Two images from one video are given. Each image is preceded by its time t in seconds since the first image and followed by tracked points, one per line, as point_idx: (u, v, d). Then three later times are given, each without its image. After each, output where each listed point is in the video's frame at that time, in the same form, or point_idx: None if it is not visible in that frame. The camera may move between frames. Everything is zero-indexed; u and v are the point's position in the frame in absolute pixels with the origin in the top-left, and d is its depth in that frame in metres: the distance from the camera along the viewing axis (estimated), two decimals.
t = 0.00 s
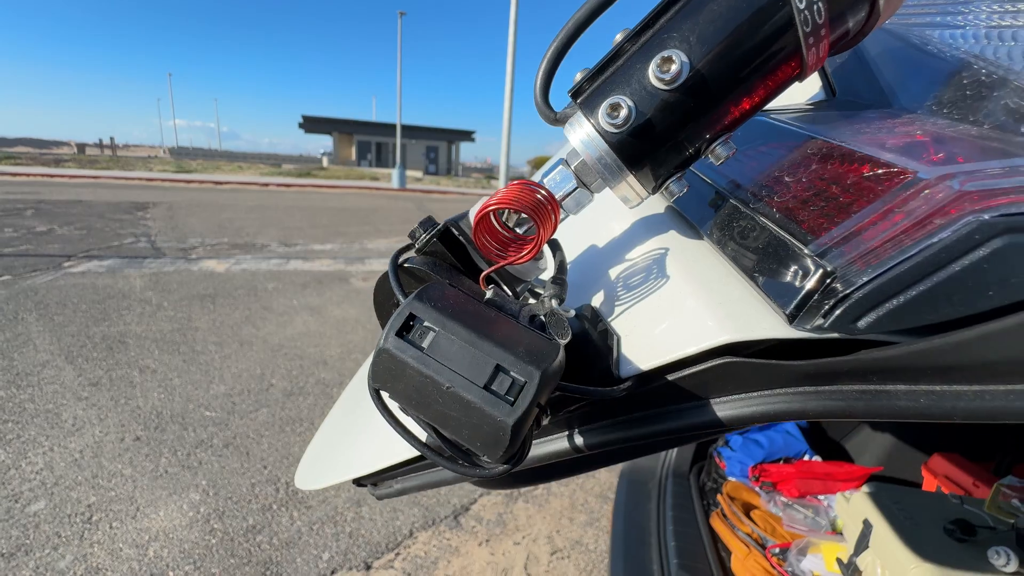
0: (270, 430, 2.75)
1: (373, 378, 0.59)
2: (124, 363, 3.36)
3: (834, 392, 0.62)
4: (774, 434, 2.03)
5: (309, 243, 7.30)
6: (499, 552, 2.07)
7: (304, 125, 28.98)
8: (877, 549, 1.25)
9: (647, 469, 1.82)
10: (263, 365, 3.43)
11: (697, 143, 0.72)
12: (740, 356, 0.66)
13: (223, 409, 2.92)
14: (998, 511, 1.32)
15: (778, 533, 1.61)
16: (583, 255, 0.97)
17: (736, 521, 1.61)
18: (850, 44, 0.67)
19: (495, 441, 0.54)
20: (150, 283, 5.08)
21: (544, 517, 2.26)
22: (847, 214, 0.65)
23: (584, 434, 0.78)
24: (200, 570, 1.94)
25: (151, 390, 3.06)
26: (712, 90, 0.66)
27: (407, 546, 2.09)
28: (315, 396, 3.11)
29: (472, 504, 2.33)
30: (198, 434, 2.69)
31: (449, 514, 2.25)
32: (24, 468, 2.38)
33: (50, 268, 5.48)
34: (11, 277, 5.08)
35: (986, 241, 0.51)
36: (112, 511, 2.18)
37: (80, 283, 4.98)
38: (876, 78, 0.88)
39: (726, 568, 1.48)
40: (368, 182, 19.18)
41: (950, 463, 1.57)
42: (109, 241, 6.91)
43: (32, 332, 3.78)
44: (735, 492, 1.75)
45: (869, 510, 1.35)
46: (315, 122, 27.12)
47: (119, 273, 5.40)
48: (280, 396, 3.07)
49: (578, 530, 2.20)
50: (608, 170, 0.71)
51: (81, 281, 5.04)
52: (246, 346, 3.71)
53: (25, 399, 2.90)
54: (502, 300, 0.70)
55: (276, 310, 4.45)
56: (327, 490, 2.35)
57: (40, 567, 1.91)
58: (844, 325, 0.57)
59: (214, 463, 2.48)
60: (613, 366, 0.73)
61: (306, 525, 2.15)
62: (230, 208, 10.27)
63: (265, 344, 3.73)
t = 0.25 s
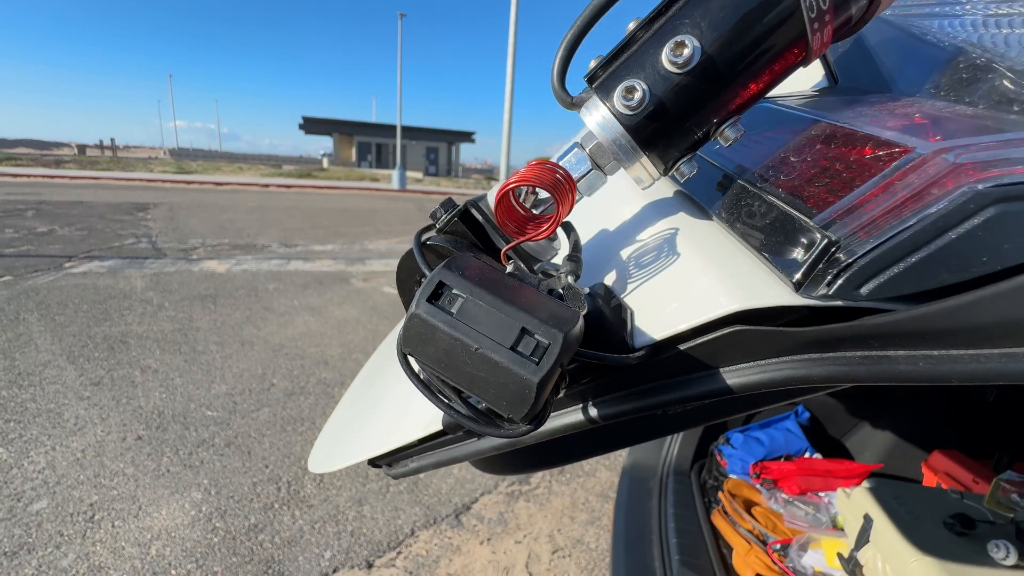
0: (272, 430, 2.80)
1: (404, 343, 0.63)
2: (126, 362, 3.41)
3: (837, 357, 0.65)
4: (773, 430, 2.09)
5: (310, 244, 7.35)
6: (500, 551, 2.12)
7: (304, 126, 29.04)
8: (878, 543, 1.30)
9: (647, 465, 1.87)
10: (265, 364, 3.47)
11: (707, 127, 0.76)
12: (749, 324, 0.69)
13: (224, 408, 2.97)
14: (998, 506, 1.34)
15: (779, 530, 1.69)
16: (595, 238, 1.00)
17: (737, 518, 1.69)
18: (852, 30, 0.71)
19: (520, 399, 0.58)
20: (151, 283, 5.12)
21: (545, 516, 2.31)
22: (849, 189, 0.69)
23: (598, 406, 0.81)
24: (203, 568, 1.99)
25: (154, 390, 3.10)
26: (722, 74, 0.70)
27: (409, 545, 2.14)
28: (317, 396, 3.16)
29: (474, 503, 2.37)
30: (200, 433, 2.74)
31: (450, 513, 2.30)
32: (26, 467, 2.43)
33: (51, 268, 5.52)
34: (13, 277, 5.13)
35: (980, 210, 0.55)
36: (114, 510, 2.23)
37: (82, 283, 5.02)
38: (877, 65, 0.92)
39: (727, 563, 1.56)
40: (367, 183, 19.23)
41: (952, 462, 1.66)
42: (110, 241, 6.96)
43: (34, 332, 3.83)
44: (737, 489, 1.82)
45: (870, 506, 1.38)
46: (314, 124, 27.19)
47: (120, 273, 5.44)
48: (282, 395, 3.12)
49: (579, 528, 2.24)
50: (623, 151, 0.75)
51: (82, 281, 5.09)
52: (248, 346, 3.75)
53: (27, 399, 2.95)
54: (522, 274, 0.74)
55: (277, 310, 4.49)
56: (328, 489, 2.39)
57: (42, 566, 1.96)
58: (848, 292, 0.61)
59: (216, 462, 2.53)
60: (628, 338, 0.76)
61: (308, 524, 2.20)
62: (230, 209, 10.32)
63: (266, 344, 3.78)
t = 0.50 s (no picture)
0: (272, 430, 2.81)
1: (417, 316, 0.64)
2: (126, 362, 3.42)
3: (840, 332, 0.67)
4: (774, 427, 2.08)
5: (310, 245, 7.36)
6: (501, 550, 2.13)
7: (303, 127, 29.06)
8: (877, 540, 1.31)
9: (648, 464, 1.88)
10: (265, 365, 3.48)
11: (710, 110, 0.77)
12: (754, 299, 0.71)
13: (224, 408, 2.98)
14: (998, 502, 1.38)
15: (779, 528, 1.70)
16: (600, 224, 1.02)
17: (737, 516, 1.70)
18: (853, 14, 0.73)
19: (531, 369, 0.60)
20: (151, 283, 5.14)
21: (546, 515, 2.32)
22: (851, 166, 0.70)
23: (603, 385, 0.82)
24: (203, 568, 2.01)
25: (154, 390, 3.12)
26: (726, 56, 0.72)
27: (409, 544, 2.15)
28: (317, 396, 3.17)
29: (474, 502, 2.38)
30: (200, 433, 2.75)
31: (451, 513, 2.31)
32: (26, 467, 2.45)
33: (51, 269, 5.54)
34: (13, 277, 5.14)
35: (980, 181, 0.57)
36: (114, 510, 2.24)
37: (82, 283, 5.04)
38: (877, 49, 0.94)
39: (728, 561, 1.58)
40: (367, 185, 19.25)
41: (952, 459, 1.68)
42: (110, 242, 6.98)
43: (34, 332, 3.84)
44: (737, 487, 1.82)
45: (869, 502, 1.39)
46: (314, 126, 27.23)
47: (120, 274, 5.46)
48: (282, 395, 3.13)
49: (579, 528, 2.25)
50: (629, 132, 0.76)
51: (82, 282, 5.10)
52: (247, 346, 3.76)
53: (27, 399, 2.97)
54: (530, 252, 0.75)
55: (277, 311, 4.50)
56: (328, 489, 2.41)
57: (42, 565, 1.99)
58: (851, 266, 0.62)
59: (216, 462, 2.55)
60: (636, 315, 0.78)
61: (308, 524, 2.22)
62: (230, 210, 10.34)
63: (266, 345, 3.79)
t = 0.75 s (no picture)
0: (272, 432, 2.81)
1: (416, 321, 0.65)
2: (125, 364, 3.42)
3: (835, 336, 0.67)
4: (773, 428, 2.08)
5: (310, 246, 7.36)
6: (500, 552, 2.13)
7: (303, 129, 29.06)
8: (877, 541, 1.31)
9: (647, 465, 1.88)
10: (264, 366, 3.48)
11: (706, 116, 0.78)
12: (751, 304, 0.71)
13: (224, 410, 2.98)
14: (996, 503, 1.37)
15: (779, 529, 1.70)
16: (598, 228, 1.02)
17: (736, 516, 1.70)
18: (847, 21, 0.74)
19: (530, 373, 0.60)
20: (150, 285, 5.13)
21: (545, 517, 2.33)
22: (846, 172, 0.71)
23: (599, 389, 0.82)
24: (202, 569, 2.01)
25: (152, 392, 3.12)
26: (723, 62, 0.72)
27: (408, 546, 2.15)
28: (316, 398, 3.17)
29: (473, 504, 2.38)
30: (199, 435, 2.76)
31: (450, 514, 2.32)
32: (25, 469, 2.45)
33: (51, 270, 5.54)
34: (12, 279, 5.14)
35: (973, 187, 0.58)
36: (113, 511, 2.25)
37: (81, 285, 5.04)
38: (872, 55, 0.95)
39: (727, 562, 1.58)
40: (367, 185, 19.24)
41: (950, 461, 1.69)
42: (110, 243, 6.98)
43: (33, 334, 3.84)
44: (737, 488, 1.83)
45: (868, 503, 1.39)
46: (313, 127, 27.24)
47: (120, 275, 5.46)
48: (281, 397, 3.13)
49: (579, 529, 2.25)
50: (626, 138, 0.77)
51: (81, 284, 5.10)
52: (247, 347, 3.76)
53: (26, 401, 2.97)
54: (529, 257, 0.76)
55: (276, 312, 4.50)
56: (327, 491, 2.41)
57: (42, 567, 1.99)
58: (845, 271, 0.63)
59: (215, 464, 2.55)
60: (633, 319, 0.78)
61: (307, 525, 2.22)
62: (229, 211, 10.33)
63: (265, 346, 3.79)
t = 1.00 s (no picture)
0: (271, 432, 2.80)
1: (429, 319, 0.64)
2: (124, 365, 3.41)
3: (855, 334, 0.66)
4: (773, 429, 2.07)
5: (309, 246, 7.35)
6: (500, 553, 2.12)
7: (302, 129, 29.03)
8: (879, 541, 1.30)
9: (648, 466, 1.87)
10: (263, 367, 3.47)
11: (720, 112, 0.77)
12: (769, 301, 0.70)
13: (223, 411, 2.97)
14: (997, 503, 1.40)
15: (779, 530, 1.69)
16: (607, 226, 1.01)
17: (738, 517, 1.69)
18: (864, 15, 0.73)
19: (545, 372, 0.59)
20: (148, 285, 5.12)
21: (545, 518, 2.31)
22: (865, 168, 0.70)
23: (611, 388, 0.81)
24: (200, 572, 2.01)
25: (151, 392, 3.10)
26: (738, 57, 0.71)
27: (408, 547, 2.14)
28: (316, 398, 3.15)
29: (473, 504, 2.37)
30: (198, 436, 2.74)
31: (450, 515, 2.30)
32: (23, 471, 2.44)
33: (49, 271, 5.53)
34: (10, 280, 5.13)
35: (998, 182, 0.57)
36: (111, 513, 2.24)
37: (79, 285, 5.03)
38: (887, 50, 0.94)
39: (729, 563, 1.57)
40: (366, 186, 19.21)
41: (951, 461, 1.68)
42: (108, 243, 6.96)
43: (31, 334, 3.83)
44: (738, 489, 1.82)
45: (870, 504, 1.38)
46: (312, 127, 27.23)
47: (119, 275, 5.45)
48: (280, 398, 3.12)
49: (579, 530, 2.24)
50: (640, 133, 0.76)
51: (80, 284, 5.09)
52: (246, 348, 3.74)
53: (24, 402, 2.96)
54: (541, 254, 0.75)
55: (275, 313, 4.48)
56: (327, 492, 2.39)
57: (39, 569, 2.00)
58: (866, 268, 0.62)
59: (214, 465, 2.54)
60: (646, 318, 0.77)
61: (307, 527, 2.21)
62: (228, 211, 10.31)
63: (264, 347, 3.77)
